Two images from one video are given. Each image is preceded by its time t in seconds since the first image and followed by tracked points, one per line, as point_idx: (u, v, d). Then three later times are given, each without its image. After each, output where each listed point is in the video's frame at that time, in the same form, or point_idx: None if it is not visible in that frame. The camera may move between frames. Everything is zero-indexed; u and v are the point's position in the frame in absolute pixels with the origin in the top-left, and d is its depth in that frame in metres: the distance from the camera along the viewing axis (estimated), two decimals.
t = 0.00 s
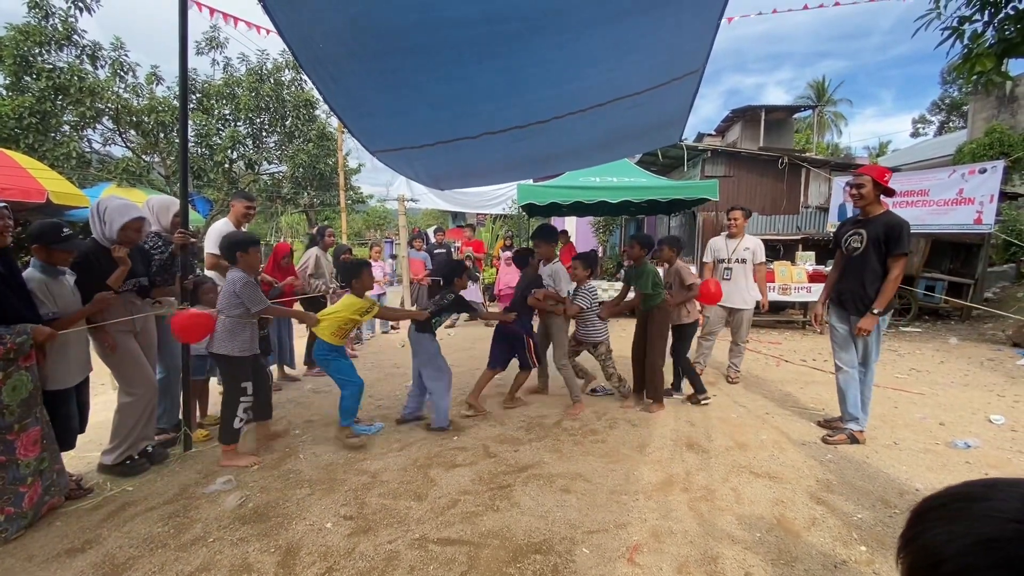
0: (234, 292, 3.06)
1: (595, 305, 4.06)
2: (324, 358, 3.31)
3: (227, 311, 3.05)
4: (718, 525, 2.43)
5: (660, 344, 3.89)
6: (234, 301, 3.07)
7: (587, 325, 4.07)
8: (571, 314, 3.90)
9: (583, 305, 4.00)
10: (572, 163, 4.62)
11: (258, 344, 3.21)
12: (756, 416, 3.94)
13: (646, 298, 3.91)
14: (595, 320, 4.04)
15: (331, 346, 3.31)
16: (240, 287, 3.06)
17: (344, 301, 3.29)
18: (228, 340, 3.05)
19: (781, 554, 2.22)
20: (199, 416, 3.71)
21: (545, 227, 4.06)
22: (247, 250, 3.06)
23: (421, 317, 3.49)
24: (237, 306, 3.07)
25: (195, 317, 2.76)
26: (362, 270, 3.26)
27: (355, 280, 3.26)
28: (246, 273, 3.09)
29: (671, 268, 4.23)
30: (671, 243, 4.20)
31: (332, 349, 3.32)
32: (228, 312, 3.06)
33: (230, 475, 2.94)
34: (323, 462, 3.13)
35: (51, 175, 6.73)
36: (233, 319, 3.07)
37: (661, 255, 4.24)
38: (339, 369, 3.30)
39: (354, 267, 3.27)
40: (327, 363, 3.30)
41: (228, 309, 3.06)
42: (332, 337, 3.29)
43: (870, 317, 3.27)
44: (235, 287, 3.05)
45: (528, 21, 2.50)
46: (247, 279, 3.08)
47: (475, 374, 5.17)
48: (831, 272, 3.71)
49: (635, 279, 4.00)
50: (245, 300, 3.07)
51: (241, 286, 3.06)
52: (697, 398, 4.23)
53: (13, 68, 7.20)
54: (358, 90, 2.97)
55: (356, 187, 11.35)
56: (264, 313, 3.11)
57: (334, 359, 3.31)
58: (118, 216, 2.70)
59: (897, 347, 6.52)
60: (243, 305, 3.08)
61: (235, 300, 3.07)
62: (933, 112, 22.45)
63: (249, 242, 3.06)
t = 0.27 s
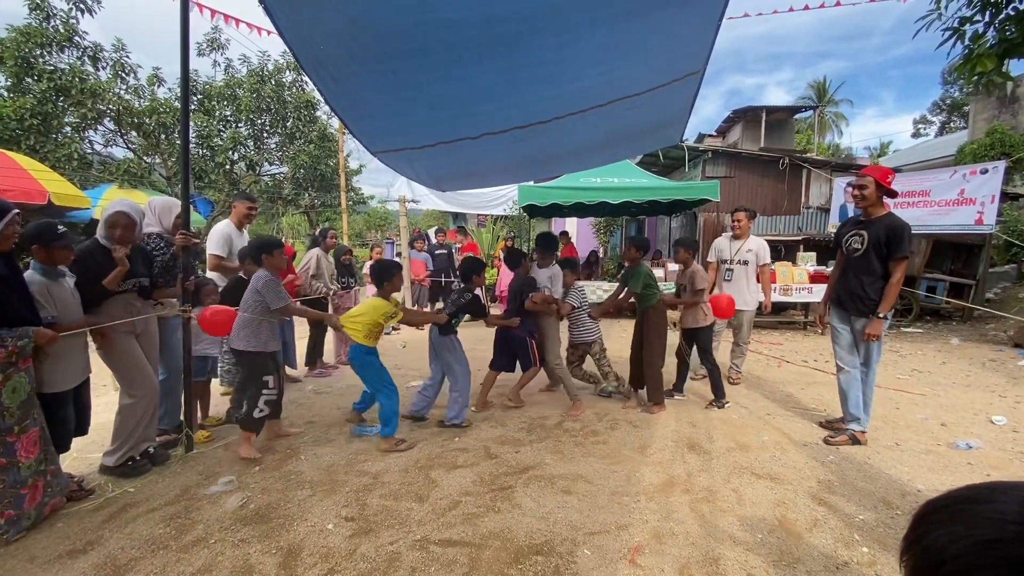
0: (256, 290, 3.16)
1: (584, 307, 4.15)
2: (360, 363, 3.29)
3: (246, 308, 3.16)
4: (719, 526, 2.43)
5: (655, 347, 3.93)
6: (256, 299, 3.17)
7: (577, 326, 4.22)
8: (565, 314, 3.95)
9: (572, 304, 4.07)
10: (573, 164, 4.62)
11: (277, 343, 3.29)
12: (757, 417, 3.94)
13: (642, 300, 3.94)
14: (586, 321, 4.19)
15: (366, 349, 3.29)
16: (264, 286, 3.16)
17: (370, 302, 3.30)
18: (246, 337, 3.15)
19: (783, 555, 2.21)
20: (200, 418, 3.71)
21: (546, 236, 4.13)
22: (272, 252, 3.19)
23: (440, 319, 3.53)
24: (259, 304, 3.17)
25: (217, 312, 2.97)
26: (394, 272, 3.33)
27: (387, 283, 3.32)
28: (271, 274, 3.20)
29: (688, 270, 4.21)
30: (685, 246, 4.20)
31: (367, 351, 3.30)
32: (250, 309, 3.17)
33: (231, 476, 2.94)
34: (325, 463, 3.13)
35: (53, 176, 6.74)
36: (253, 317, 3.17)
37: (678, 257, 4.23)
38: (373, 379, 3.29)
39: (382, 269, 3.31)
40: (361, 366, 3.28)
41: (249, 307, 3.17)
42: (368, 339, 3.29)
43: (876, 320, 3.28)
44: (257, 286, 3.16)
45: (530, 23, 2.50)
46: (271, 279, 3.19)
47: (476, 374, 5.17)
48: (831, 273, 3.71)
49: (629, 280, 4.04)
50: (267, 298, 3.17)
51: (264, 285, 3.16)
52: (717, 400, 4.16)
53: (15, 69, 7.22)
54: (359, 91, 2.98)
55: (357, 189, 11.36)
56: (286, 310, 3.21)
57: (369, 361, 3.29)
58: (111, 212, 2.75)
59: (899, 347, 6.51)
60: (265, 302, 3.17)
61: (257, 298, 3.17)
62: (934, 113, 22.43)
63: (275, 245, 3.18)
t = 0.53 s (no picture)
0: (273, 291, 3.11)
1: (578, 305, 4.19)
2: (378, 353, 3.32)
3: (263, 309, 3.11)
4: (721, 527, 2.43)
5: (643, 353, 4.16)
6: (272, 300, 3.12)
7: (571, 320, 4.22)
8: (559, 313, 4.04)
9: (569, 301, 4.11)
10: (575, 164, 4.62)
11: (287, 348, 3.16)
12: (759, 418, 3.93)
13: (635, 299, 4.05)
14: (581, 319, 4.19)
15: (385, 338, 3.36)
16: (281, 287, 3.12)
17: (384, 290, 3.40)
18: (259, 338, 3.06)
19: (785, 556, 2.21)
20: (201, 418, 3.71)
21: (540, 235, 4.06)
22: (289, 255, 3.11)
23: (445, 318, 3.55)
24: (272, 305, 3.12)
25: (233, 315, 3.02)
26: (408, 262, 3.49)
27: (401, 270, 3.47)
28: (286, 277, 3.14)
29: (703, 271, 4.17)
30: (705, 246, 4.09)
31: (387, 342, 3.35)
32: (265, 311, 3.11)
33: (232, 477, 2.94)
34: (326, 464, 3.13)
35: (55, 177, 6.75)
36: (267, 318, 3.10)
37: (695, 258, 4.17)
38: (387, 369, 3.31)
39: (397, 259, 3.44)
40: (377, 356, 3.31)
41: (262, 308, 3.11)
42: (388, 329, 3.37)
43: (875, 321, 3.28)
44: (274, 288, 3.11)
45: (531, 23, 2.50)
46: (288, 283, 3.14)
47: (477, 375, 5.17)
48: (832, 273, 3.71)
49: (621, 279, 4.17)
50: (283, 300, 3.12)
51: (281, 287, 3.12)
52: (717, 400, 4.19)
53: (17, 70, 7.23)
54: (360, 91, 2.98)
55: (359, 189, 11.37)
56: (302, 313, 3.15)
57: (385, 352, 3.31)
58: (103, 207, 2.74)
59: (900, 348, 6.50)
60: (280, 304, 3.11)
61: (273, 299, 3.11)
62: (935, 113, 22.41)
63: (291, 248, 3.10)
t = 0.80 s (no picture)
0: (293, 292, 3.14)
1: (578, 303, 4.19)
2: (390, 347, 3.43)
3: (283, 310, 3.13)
4: (724, 527, 2.43)
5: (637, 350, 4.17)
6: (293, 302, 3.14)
7: (570, 318, 4.23)
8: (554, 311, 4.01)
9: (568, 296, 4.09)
10: (576, 165, 4.62)
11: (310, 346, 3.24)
12: (761, 418, 3.93)
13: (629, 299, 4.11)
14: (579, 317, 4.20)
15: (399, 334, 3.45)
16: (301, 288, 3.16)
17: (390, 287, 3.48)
18: (284, 339, 3.11)
19: (787, 556, 2.21)
20: (204, 419, 3.72)
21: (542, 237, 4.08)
22: (304, 253, 3.15)
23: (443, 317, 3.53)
24: (293, 306, 3.14)
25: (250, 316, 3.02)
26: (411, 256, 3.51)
27: (403, 265, 3.51)
28: (304, 276, 3.19)
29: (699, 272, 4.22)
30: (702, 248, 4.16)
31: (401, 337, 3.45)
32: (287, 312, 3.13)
33: (235, 478, 2.94)
34: (328, 464, 3.14)
35: (57, 179, 6.77)
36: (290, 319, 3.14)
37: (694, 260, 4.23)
38: (402, 363, 3.42)
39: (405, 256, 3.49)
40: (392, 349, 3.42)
41: (283, 309, 3.13)
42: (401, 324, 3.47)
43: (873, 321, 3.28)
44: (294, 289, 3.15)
45: (533, 25, 2.51)
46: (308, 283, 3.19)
47: (478, 375, 5.18)
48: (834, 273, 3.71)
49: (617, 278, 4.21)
50: (305, 300, 3.17)
51: (301, 287, 3.16)
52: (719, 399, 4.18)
53: (19, 72, 7.25)
54: (362, 93, 2.98)
55: (360, 190, 11.38)
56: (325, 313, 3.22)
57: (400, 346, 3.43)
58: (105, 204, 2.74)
59: (902, 348, 6.49)
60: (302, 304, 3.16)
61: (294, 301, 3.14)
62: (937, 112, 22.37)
63: (309, 247, 3.14)
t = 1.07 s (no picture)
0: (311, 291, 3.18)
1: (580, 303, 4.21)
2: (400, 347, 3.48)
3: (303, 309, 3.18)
4: (727, 527, 2.43)
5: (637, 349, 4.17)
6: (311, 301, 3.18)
7: (575, 319, 4.24)
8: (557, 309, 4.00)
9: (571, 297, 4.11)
10: (577, 165, 4.62)
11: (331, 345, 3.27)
12: (763, 418, 3.93)
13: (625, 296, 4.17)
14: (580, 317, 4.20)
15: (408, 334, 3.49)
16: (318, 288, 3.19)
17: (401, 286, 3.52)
18: (303, 338, 3.15)
19: (791, 555, 2.21)
20: (206, 419, 3.73)
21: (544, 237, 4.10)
22: (322, 254, 3.19)
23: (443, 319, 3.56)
24: (312, 306, 3.19)
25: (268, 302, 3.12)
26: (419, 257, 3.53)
27: (411, 266, 3.52)
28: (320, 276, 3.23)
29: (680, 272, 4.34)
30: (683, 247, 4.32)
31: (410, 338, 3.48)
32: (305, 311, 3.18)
33: (238, 478, 2.95)
34: (331, 464, 3.14)
35: (60, 180, 6.78)
36: (308, 319, 3.18)
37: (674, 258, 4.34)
38: (408, 363, 3.47)
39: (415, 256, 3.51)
40: (399, 349, 3.48)
41: (303, 309, 3.19)
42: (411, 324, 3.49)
43: (875, 320, 3.28)
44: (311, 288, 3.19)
45: (533, 25, 2.51)
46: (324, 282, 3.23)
47: (480, 375, 5.18)
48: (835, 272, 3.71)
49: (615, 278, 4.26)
50: (323, 301, 3.19)
51: (318, 287, 3.19)
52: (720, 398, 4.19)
53: (21, 73, 7.26)
54: (363, 93, 2.98)
55: (361, 190, 11.39)
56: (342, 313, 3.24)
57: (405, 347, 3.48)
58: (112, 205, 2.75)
59: (904, 347, 6.49)
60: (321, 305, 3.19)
61: (312, 300, 3.18)
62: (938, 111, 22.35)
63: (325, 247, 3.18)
